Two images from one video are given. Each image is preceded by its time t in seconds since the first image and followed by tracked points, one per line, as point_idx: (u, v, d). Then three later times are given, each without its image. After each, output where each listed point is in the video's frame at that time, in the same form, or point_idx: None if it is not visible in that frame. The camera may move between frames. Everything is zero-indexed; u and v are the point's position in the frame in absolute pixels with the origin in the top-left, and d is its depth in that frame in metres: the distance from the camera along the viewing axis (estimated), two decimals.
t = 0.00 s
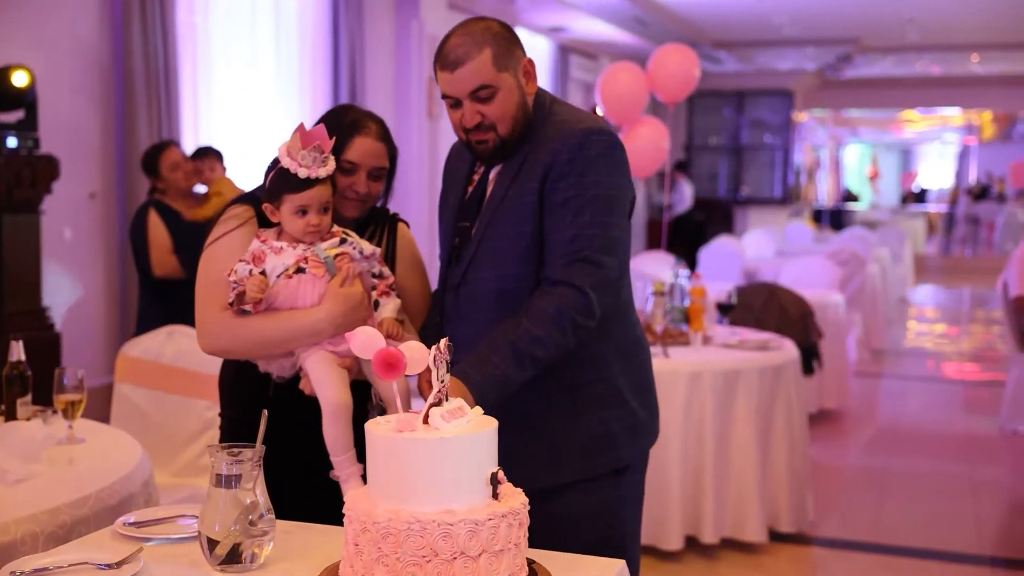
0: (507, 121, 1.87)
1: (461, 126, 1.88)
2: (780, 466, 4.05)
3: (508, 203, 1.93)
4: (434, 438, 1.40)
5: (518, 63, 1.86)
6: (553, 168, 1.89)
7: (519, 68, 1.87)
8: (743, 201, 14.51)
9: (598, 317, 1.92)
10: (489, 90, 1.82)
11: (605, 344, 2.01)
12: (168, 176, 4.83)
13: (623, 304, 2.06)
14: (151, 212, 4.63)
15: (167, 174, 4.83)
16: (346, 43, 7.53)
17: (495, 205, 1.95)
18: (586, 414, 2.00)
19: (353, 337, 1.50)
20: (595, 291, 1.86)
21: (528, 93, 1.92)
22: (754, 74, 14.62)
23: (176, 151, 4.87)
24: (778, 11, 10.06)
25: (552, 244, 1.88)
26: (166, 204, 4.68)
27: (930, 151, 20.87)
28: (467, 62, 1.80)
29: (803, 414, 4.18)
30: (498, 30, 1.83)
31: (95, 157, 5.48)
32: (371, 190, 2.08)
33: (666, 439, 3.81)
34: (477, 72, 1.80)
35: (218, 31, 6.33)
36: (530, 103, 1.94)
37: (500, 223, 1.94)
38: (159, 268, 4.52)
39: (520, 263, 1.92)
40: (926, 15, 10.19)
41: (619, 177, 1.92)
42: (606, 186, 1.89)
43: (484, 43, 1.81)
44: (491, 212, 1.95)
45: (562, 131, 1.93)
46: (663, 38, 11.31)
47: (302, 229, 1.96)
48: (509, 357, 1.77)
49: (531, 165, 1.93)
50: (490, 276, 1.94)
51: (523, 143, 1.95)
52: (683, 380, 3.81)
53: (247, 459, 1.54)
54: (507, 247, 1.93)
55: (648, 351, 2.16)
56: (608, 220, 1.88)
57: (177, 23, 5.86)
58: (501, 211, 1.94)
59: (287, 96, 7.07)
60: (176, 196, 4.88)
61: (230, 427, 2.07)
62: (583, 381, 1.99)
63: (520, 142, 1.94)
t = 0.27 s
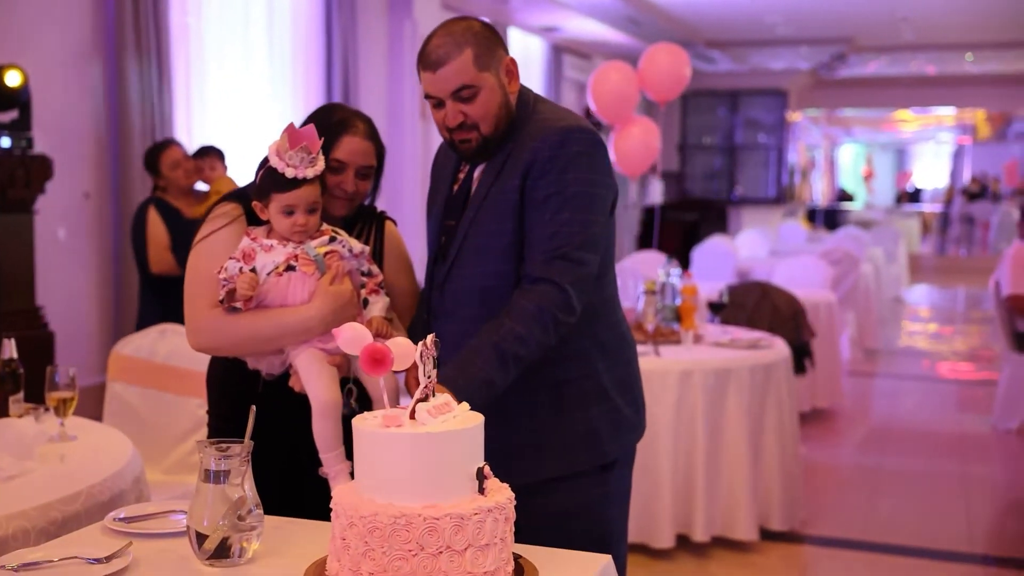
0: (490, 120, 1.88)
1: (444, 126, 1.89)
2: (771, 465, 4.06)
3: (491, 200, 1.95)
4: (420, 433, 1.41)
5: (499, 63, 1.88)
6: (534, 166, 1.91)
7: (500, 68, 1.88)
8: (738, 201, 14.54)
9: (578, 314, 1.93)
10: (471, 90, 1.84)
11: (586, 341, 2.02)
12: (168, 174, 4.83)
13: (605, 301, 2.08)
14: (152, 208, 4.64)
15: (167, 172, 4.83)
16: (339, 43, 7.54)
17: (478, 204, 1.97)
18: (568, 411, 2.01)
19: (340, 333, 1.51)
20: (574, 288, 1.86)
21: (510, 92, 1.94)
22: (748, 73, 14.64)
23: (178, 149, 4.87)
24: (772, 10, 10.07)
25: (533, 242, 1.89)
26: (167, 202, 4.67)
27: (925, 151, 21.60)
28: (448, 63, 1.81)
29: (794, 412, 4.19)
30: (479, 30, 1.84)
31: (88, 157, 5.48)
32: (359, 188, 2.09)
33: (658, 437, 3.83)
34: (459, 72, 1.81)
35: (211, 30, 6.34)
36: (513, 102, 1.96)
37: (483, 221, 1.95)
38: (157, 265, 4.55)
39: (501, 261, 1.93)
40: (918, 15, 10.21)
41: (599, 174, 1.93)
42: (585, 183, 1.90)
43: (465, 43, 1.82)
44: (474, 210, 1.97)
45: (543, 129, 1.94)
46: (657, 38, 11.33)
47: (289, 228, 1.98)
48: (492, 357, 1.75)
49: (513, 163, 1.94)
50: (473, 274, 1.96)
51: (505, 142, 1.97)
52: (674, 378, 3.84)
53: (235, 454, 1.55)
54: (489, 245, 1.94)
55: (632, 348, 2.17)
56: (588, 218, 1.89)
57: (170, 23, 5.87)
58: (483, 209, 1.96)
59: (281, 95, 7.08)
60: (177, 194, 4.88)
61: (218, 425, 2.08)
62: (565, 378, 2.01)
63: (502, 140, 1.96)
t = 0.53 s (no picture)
0: (489, 116, 1.89)
1: (444, 122, 1.90)
2: (774, 463, 4.05)
3: (494, 198, 1.95)
4: (419, 427, 1.41)
5: (499, 60, 1.88)
6: (536, 162, 1.91)
7: (500, 64, 1.89)
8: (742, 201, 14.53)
9: (583, 308, 1.93)
10: (470, 87, 1.84)
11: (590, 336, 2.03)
12: (179, 173, 4.84)
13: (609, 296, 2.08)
14: (161, 208, 4.65)
15: (176, 171, 4.85)
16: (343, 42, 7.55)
17: (481, 201, 1.97)
18: (572, 406, 2.01)
19: (340, 328, 1.51)
20: (579, 283, 1.86)
21: (510, 88, 1.94)
22: (753, 72, 14.62)
23: (187, 148, 4.89)
24: (776, 9, 10.06)
25: (537, 237, 1.89)
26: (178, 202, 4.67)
27: (931, 149, 21.45)
28: (448, 59, 1.81)
29: (797, 410, 4.19)
30: (478, 27, 1.85)
31: (93, 156, 5.50)
32: (359, 185, 2.10)
33: (661, 435, 3.83)
34: (458, 69, 1.82)
35: (214, 29, 6.35)
36: (512, 98, 1.96)
37: (486, 219, 1.95)
38: (164, 263, 4.57)
39: (505, 257, 1.93)
40: (923, 13, 10.19)
41: (602, 170, 1.93)
42: (588, 178, 1.90)
43: (464, 40, 1.82)
44: (478, 207, 1.97)
45: (544, 126, 1.94)
46: (661, 37, 11.32)
47: (290, 226, 1.99)
48: (498, 349, 1.73)
49: (515, 160, 1.94)
50: (477, 271, 1.96)
51: (506, 139, 1.97)
52: (677, 376, 3.84)
53: (236, 449, 1.56)
54: (493, 242, 1.94)
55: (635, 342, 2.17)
56: (591, 213, 1.89)
57: (174, 23, 5.88)
58: (487, 206, 1.96)
59: (285, 95, 7.09)
60: (190, 192, 4.88)
61: (219, 420, 2.09)
62: (570, 373, 2.01)
63: (503, 136, 1.96)
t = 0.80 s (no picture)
0: (498, 114, 1.89)
1: (454, 118, 1.90)
2: (780, 462, 4.05)
3: (505, 196, 1.95)
4: (424, 425, 1.41)
5: (508, 58, 1.89)
6: (548, 160, 1.91)
7: (510, 62, 1.89)
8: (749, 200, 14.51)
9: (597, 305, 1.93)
10: (480, 83, 1.84)
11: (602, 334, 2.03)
12: (191, 174, 4.86)
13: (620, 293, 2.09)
14: (173, 210, 4.66)
15: (188, 171, 4.87)
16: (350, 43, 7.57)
17: (492, 198, 1.97)
18: (584, 402, 2.01)
19: (345, 326, 1.51)
20: (595, 279, 1.87)
21: (519, 87, 1.95)
22: (760, 72, 14.60)
23: (200, 149, 4.90)
24: (783, 9, 10.04)
25: (551, 234, 1.89)
26: (188, 202, 4.69)
27: (938, 149, 21.45)
28: (459, 55, 1.82)
29: (803, 409, 4.18)
30: (488, 25, 1.85)
31: (101, 156, 5.52)
32: (364, 185, 2.11)
33: (666, 434, 3.82)
34: (469, 66, 1.82)
35: (222, 30, 6.37)
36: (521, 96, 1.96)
37: (498, 216, 1.95)
38: (173, 263, 4.59)
39: (517, 254, 1.93)
40: (931, 13, 10.17)
41: (615, 168, 1.93)
42: (601, 176, 1.90)
43: (474, 37, 1.82)
44: (489, 204, 1.97)
45: (556, 123, 1.94)
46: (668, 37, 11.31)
47: (295, 226, 1.98)
48: (513, 340, 1.73)
49: (527, 158, 1.94)
50: (489, 267, 1.95)
51: (517, 137, 1.97)
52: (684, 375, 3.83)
53: (241, 447, 1.56)
54: (506, 238, 1.94)
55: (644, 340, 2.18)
56: (605, 210, 1.90)
57: (182, 22, 5.90)
58: (498, 202, 1.96)
59: (292, 95, 7.11)
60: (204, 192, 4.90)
61: (225, 418, 2.09)
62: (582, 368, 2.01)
63: (511, 134, 1.96)
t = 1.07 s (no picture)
0: (501, 113, 1.90)
1: (458, 117, 1.91)
2: (788, 462, 4.04)
3: (520, 196, 1.94)
4: (431, 424, 1.42)
5: (514, 59, 1.89)
6: (565, 160, 1.91)
7: (515, 62, 1.89)
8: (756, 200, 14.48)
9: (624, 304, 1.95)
10: (483, 83, 1.85)
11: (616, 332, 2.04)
12: (202, 174, 4.90)
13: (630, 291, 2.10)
14: (184, 211, 4.67)
15: (202, 172, 4.89)
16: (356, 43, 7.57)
17: (506, 199, 1.96)
18: (604, 401, 2.01)
19: (352, 325, 1.52)
20: (620, 278, 1.89)
21: (525, 88, 1.95)
22: (767, 72, 14.57)
23: (212, 149, 4.93)
24: (789, 8, 10.03)
25: (572, 233, 1.90)
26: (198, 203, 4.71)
27: (946, 149, 21.12)
28: (463, 54, 1.83)
29: (810, 409, 4.18)
30: (496, 25, 1.86)
31: (108, 156, 5.54)
32: (371, 184, 2.11)
33: (673, 434, 3.82)
34: (471, 65, 1.83)
35: (228, 30, 6.38)
36: (526, 97, 1.97)
37: (512, 217, 1.94)
38: (182, 263, 4.60)
39: (536, 253, 1.93)
40: (938, 12, 10.14)
41: (630, 166, 1.94)
42: (620, 174, 1.91)
43: (479, 37, 1.84)
44: (503, 204, 1.96)
45: (569, 122, 1.95)
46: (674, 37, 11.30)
47: (303, 226, 1.99)
48: (534, 338, 1.78)
49: (541, 159, 1.94)
50: (506, 267, 1.95)
51: (527, 136, 1.97)
52: (691, 375, 3.83)
53: (249, 446, 1.57)
54: (524, 238, 1.93)
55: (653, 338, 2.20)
56: (625, 208, 1.91)
57: (188, 23, 5.92)
58: (512, 203, 1.95)
59: (299, 95, 7.12)
60: (213, 192, 4.92)
61: (233, 417, 2.10)
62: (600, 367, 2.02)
63: (516, 131, 1.96)
